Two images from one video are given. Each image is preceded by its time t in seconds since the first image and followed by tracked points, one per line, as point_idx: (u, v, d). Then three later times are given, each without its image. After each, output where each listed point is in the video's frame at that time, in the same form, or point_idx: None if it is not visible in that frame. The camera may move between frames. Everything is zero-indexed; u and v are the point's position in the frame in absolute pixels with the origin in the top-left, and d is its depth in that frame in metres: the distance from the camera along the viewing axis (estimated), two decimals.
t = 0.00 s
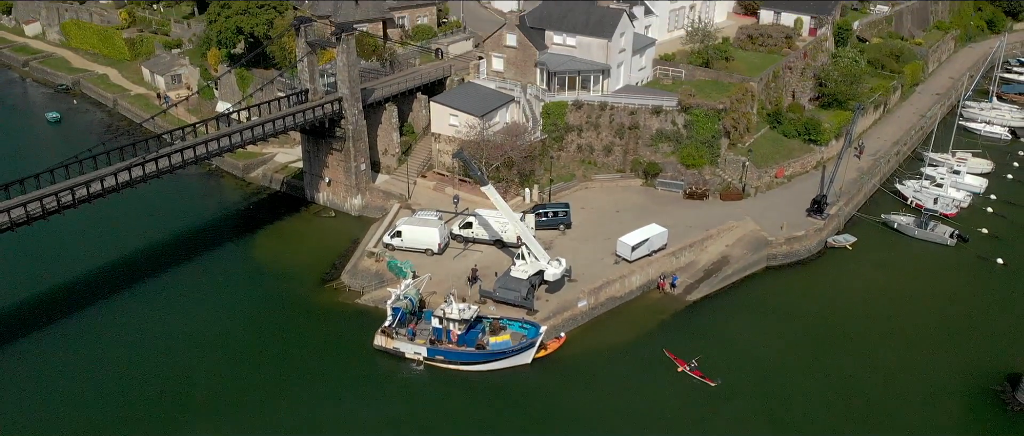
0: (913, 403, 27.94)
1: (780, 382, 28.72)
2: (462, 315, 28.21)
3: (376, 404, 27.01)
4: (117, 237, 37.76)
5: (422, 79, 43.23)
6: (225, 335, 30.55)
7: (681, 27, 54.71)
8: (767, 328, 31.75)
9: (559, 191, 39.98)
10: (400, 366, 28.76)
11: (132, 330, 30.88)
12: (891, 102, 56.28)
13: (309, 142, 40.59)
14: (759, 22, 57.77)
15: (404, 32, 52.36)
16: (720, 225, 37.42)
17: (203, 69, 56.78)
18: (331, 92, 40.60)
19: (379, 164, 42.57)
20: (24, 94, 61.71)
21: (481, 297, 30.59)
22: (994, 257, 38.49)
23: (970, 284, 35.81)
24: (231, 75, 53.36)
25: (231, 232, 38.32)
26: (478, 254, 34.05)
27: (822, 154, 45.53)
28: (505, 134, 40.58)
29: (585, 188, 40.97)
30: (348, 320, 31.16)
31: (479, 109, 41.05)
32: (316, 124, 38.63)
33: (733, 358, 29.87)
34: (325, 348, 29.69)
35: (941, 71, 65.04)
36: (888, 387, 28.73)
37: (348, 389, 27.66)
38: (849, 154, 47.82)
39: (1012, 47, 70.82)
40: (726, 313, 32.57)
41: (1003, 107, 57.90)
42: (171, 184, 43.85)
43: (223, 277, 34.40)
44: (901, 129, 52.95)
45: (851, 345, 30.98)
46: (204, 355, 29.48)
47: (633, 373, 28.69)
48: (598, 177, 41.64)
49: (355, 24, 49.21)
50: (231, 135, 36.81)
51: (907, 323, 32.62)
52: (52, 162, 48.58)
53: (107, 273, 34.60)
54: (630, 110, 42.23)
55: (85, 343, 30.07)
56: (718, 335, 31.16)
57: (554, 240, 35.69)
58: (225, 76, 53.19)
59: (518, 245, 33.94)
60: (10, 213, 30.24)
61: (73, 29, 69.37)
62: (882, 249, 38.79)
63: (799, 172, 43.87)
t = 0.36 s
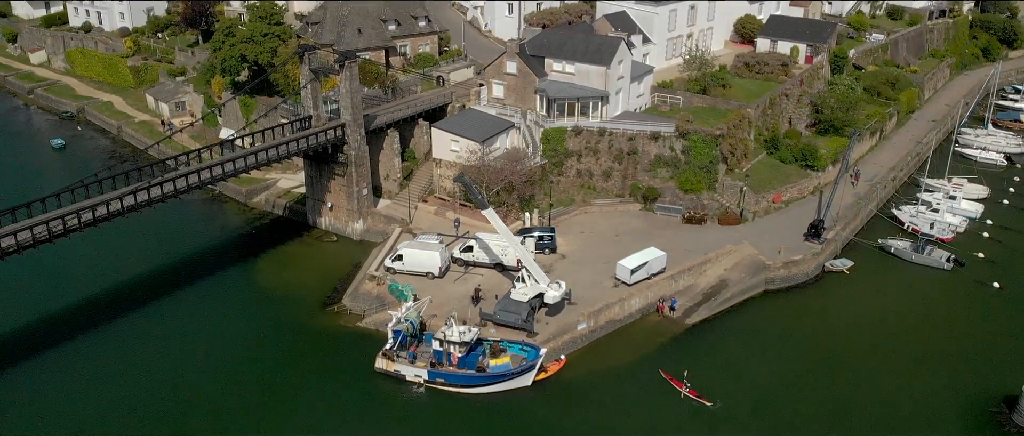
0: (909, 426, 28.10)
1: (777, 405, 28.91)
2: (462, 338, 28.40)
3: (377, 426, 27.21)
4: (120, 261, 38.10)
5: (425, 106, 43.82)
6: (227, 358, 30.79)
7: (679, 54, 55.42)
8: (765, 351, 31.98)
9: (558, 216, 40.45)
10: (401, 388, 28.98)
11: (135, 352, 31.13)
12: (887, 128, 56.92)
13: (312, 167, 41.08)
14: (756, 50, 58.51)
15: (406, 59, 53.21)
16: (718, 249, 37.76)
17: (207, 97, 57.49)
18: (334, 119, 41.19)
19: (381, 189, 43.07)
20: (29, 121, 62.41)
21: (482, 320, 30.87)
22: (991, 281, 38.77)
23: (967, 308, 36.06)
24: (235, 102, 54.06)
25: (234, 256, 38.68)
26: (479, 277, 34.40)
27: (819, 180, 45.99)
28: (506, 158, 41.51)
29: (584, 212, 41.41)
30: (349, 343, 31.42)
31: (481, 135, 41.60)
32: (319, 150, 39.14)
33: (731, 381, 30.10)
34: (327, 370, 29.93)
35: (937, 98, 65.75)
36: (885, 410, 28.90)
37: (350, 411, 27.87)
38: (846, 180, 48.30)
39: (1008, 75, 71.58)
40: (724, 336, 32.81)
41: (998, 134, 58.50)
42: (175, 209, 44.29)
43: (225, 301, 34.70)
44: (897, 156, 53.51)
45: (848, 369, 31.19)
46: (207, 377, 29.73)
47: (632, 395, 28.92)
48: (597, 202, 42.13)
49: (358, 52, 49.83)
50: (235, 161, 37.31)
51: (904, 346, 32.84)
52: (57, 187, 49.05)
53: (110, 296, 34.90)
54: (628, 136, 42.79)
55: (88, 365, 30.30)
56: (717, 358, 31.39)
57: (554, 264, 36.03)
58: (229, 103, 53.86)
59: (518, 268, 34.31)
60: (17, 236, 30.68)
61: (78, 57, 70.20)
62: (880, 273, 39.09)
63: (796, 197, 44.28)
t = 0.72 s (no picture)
0: None
1: (775, 428, 29.11)
2: (463, 361, 28.57)
3: None
4: (123, 286, 38.35)
5: (426, 132, 44.38)
6: (228, 382, 30.99)
7: (678, 82, 56.07)
8: (763, 375, 32.16)
9: (558, 240, 40.87)
10: (402, 411, 29.17)
11: (137, 376, 31.29)
12: (884, 155, 57.45)
13: (315, 192, 41.52)
14: (754, 77, 59.22)
15: (408, 87, 53.88)
16: (717, 274, 38.03)
17: (211, 123, 58.06)
18: (336, 144, 41.69)
19: (382, 215, 43.53)
20: (33, 148, 62.91)
21: (483, 343, 31.10)
22: (988, 305, 39.03)
23: (964, 332, 36.28)
24: (239, 128, 54.65)
25: (236, 280, 38.94)
26: (479, 301, 34.68)
27: (817, 205, 46.40)
28: (506, 183, 41.96)
29: (584, 236, 41.79)
30: (351, 367, 31.60)
31: (481, 160, 42.15)
32: (322, 175, 39.58)
33: (731, 404, 30.28)
34: (329, 394, 30.12)
35: (933, 125, 66.40)
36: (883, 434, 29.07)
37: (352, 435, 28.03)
38: (843, 205, 48.70)
39: (1003, 102, 72.32)
40: (723, 360, 33.02)
41: (994, 160, 59.05)
42: (177, 234, 44.64)
43: (227, 325, 34.90)
44: (894, 181, 53.99)
45: (846, 392, 31.39)
46: (209, 401, 29.89)
47: (631, 418, 29.13)
48: (597, 226, 42.51)
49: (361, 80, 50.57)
50: (238, 185, 37.74)
51: (902, 370, 33.04)
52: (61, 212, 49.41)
53: (113, 321, 35.10)
54: (627, 162, 43.30)
55: (91, 389, 30.46)
56: (716, 381, 31.58)
57: (554, 288, 36.32)
58: (233, 129, 54.44)
59: (518, 292, 34.62)
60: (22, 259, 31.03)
61: (83, 85, 70.92)
62: (878, 298, 39.31)
63: (794, 222, 44.66)
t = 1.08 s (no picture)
0: None
1: None
2: (463, 382, 28.59)
3: None
4: (126, 307, 38.54)
5: (427, 155, 44.78)
6: (230, 404, 31.09)
7: (676, 106, 56.61)
8: (762, 397, 32.30)
9: (558, 262, 41.12)
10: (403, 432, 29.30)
11: (139, 398, 31.41)
12: (882, 178, 57.80)
13: (317, 215, 41.85)
14: (752, 101, 59.73)
15: (410, 111, 54.47)
16: (717, 296, 38.21)
17: (213, 147, 58.53)
18: (338, 167, 42.11)
19: (384, 237, 43.86)
20: (36, 171, 63.30)
21: (483, 364, 31.25)
22: (986, 327, 39.21)
23: (963, 354, 36.44)
24: (241, 152, 55.13)
25: (238, 302, 39.15)
26: (480, 323, 34.90)
27: (815, 228, 46.70)
28: (507, 205, 42.27)
29: (584, 258, 42.07)
30: (352, 388, 31.75)
31: (481, 182, 42.53)
32: (324, 197, 39.91)
33: (731, 426, 30.42)
34: (330, 415, 30.24)
35: (931, 149, 66.84)
36: None
37: None
38: (841, 228, 48.98)
39: (1001, 126, 72.80)
40: (723, 382, 33.15)
41: (992, 183, 59.42)
42: (179, 256, 44.83)
43: (229, 347, 35.04)
44: (892, 205, 54.32)
45: (845, 414, 31.53)
46: (211, 423, 30.00)
47: None
48: (597, 249, 42.71)
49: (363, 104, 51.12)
50: (241, 207, 38.04)
51: (901, 392, 33.17)
52: (63, 235, 49.69)
53: (115, 342, 35.25)
54: (626, 184, 43.67)
55: (94, 411, 30.58)
56: (716, 403, 31.73)
57: (555, 309, 36.52)
58: (235, 153, 54.90)
59: (518, 313, 34.79)
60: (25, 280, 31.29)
61: (86, 109, 71.49)
62: (878, 320, 39.47)
63: (793, 244, 44.92)
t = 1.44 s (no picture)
0: None
1: None
2: (462, 413, 28.71)
3: None
4: (125, 339, 38.44)
5: (427, 185, 44.99)
6: None
7: (675, 137, 57.02)
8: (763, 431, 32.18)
9: (558, 293, 41.12)
10: None
11: (137, 430, 31.20)
12: (881, 210, 58.00)
13: (317, 246, 41.92)
14: (750, 133, 60.11)
15: (410, 142, 54.87)
16: (717, 327, 38.09)
17: (215, 179, 58.82)
18: (339, 198, 42.31)
19: (384, 268, 43.90)
20: (37, 203, 63.49)
21: (483, 396, 31.15)
22: (987, 358, 39.13)
23: (964, 385, 36.33)
24: (242, 183, 55.40)
25: (237, 334, 39.06)
26: (479, 354, 34.83)
27: (815, 259, 46.76)
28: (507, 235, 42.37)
29: (583, 289, 42.09)
30: (351, 420, 31.57)
31: (481, 213, 42.70)
32: (325, 228, 40.00)
33: None
34: None
35: (929, 180, 67.13)
36: None
37: None
38: (841, 259, 49.03)
39: (998, 157, 73.15)
40: (724, 415, 33.02)
41: (991, 215, 59.59)
42: (179, 287, 44.84)
43: (228, 379, 34.89)
44: (891, 236, 54.43)
45: None
46: None
47: None
48: (596, 279, 42.76)
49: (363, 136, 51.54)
50: (241, 238, 38.11)
51: (902, 425, 33.04)
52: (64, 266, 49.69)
53: (113, 374, 35.09)
54: (626, 215, 43.83)
55: None
56: None
57: (554, 340, 36.45)
58: (237, 184, 55.18)
59: (518, 343, 34.75)
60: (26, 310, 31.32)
61: (88, 141, 71.91)
62: (878, 351, 39.37)
63: (793, 275, 44.92)
